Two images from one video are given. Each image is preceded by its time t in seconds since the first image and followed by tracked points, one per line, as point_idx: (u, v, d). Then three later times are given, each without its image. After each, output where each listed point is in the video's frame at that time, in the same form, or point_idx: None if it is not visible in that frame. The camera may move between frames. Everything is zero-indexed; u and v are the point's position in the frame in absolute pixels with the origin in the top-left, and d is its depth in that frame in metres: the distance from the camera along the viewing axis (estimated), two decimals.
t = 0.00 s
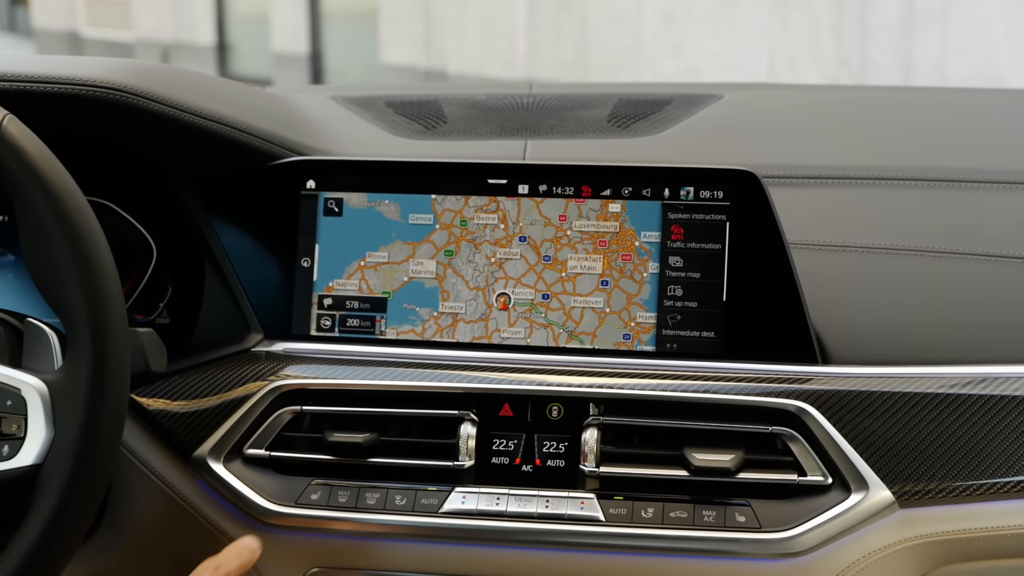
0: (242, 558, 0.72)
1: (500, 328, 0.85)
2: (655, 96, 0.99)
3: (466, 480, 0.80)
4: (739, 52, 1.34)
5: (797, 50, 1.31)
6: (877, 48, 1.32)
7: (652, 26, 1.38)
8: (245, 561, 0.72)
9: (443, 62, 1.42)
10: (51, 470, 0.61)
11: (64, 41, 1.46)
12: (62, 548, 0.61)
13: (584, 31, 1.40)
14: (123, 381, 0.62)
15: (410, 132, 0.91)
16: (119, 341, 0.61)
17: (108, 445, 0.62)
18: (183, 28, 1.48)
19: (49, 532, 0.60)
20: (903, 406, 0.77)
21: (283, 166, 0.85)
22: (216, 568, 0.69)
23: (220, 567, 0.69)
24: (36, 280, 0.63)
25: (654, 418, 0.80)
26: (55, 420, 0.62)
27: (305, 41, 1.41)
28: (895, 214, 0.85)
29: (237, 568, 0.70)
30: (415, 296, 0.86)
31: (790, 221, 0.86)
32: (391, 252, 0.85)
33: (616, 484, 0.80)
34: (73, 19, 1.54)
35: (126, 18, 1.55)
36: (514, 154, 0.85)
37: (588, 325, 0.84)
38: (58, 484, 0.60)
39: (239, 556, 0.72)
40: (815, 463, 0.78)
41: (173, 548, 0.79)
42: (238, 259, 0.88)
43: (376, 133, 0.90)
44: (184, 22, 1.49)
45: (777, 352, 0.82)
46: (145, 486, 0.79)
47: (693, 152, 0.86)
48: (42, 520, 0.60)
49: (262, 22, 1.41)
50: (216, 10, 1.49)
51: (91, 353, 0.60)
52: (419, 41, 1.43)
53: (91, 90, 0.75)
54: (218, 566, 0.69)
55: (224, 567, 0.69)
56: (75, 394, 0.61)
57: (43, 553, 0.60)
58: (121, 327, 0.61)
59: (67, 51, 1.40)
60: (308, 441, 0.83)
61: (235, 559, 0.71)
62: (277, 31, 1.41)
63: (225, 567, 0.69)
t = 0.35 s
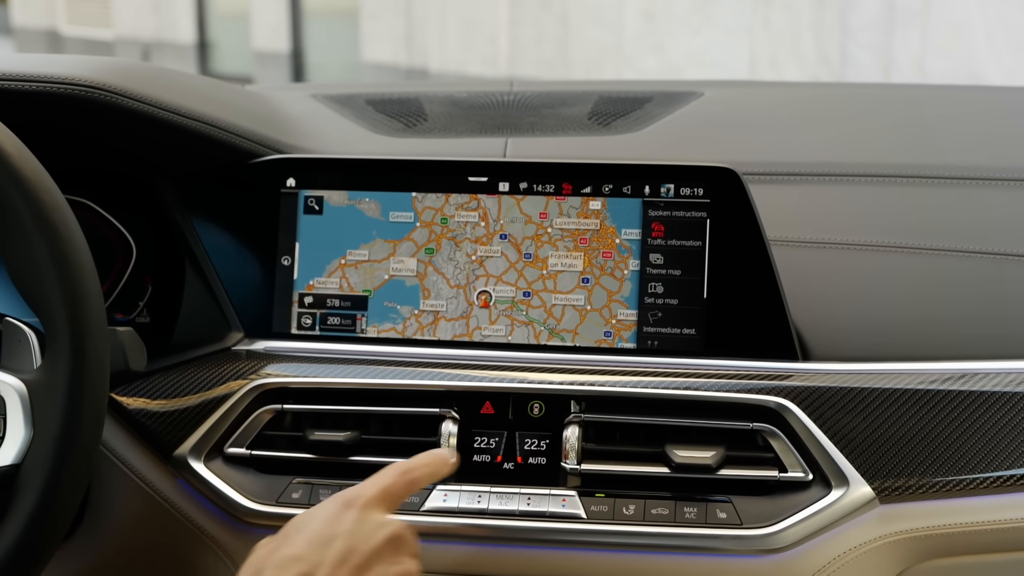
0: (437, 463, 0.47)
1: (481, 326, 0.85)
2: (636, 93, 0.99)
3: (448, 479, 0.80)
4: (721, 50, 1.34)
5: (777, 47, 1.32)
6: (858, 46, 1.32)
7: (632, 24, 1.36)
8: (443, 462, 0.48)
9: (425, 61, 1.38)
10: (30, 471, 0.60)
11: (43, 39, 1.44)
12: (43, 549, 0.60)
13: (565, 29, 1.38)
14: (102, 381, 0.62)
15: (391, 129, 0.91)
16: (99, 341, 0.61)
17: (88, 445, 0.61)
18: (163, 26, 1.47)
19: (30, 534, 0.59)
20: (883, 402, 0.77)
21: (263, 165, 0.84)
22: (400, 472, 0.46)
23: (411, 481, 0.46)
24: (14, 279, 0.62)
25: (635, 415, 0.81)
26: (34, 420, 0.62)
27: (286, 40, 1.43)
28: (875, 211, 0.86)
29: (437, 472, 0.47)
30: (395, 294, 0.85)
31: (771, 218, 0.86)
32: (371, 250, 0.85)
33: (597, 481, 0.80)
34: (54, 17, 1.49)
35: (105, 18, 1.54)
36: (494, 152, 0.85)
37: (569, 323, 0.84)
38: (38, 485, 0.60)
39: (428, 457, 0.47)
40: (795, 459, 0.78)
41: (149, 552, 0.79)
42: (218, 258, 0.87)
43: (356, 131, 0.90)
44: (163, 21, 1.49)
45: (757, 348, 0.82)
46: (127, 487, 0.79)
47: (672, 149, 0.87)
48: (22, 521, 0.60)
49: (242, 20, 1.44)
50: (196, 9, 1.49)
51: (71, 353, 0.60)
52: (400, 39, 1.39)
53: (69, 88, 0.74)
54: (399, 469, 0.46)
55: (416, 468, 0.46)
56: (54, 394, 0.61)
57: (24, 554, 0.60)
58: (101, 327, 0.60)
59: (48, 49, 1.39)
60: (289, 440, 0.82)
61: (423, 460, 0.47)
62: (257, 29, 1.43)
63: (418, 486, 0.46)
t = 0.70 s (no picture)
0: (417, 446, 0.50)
1: (470, 322, 0.85)
2: (625, 89, 1.00)
3: (438, 474, 0.81)
4: (710, 46, 1.34)
5: (767, 42, 1.32)
6: (846, 41, 1.32)
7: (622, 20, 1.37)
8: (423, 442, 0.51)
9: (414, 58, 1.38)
10: (18, 470, 0.60)
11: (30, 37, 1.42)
12: (32, 548, 0.60)
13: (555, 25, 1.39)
14: (91, 378, 0.62)
15: (379, 125, 0.91)
16: (87, 338, 0.61)
17: (76, 442, 0.61)
18: (152, 21, 1.39)
19: (18, 533, 0.59)
20: (872, 397, 0.77)
21: (250, 161, 0.84)
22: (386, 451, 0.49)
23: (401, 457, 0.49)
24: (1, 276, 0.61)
25: (624, 411, 0.81)
26: (22, 418, 0.61)
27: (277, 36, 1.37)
28: (864, 206, 0.86)
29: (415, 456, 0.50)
30: (385, 290, 0.85)
31: (760, 214, 0.86)
32: (360, 246, 0.85)
33: (587, 476, 0.80)
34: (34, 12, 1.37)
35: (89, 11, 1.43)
36: (483, 147, 0.85)
37: (558, 318, 0.84)
38: (26, 484, 0.59)
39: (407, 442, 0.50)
40: (784, 454, 0.78)
41: (137, 549, 0.79)
42: (208, 255, 0.88)
43: (345, 127, 0.90)
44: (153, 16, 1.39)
45: (746, 343, 0.82)
46: (117, 484, 0.79)
47: (660, 145, 0.87)
48: (10, 520, 0.59)
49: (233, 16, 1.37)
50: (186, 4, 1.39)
51: (58, 350, 0.60)
52: (390, 35, 1.39)
53: (56, 84, 0.74)
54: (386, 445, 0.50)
55: (403, 450, 0.49)
56: (43, 390, 0.60)
57: (12, 553, 0.59)
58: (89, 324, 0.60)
59: (33, 45, 1.34)
60: (277, 437, 0.82)
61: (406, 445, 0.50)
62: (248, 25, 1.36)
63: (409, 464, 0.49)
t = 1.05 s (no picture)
0: (428, 496, 0.71)
1: (466, 321, 0.85)
2: (620, 88, 1.00)
3: (434, 473, 0.80)
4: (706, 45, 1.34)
5: (763, 42, 1.31)
6: (843, 40, 1.30)
7: (618, 19, 1.38)
8: (432, 493, 0.72)
9: (410, 57, 1.36)
10: (13, 470, 0.60)
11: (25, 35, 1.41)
12: (28, 548, 0.60)
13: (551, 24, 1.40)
14: (86, 377, 0.62)
15: (375, 125, 0.91)
16: (81, 338, 0.61)
17: (72, 440, 0.61)
18: (148, 20, 1.37)
19: (13, 532, 0.59)
20: (867, 396, 0.77)
21: (245, 160, 0.84)
22: (402, 500, 0.70)
23: (414, 508, 0.70)
24: None
25: (620, 409, 0.80)
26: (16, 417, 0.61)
27: (271, 36, 1.37)
28: (859, 205, 0.86)
29: (424, 505, 0.71)
30: (380, 289, 0.85)
31: (756, 213, 0.86)
32: (356, 245, 0.85)
33: (584, 476, 0.79)
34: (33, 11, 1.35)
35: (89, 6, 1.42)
36: (478, 146, 0.85)
37: (554, 317, 0.84)
38: (21, 483, 0.59)
39: (420, 492, 0.71)
40: (780, 453, 0.78)
41: (134, 548, 0.79)
42: (204, 255, 0.88)
43: (340, 126, 0.90)
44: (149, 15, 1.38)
45: (741, 342, 0.82)
46: (112, 484, 0.79)
47: (656, 144, 0.87)
48: (5, 520, 0.59)
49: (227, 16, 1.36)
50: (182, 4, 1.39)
51: (53, 350, 0.60)
52: (386, 34, 1.37)
53: (52, 83, 0.74)
54: (402, 495, 0.71)
55: (415, 499, 0.70)
56: (38, 390, 0.60)
57: (7, 554, 0.59)
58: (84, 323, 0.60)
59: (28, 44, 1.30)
60: (273, 436, 0.82)
61: (419, 495, 0.71)
62: (243, 25, 1.36)
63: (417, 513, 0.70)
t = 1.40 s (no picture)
0: (413, 499, 0.73)
1: (463, 319, 0.85)
2: (617, 86, 1.00)
3: (430, 472, 0.80)
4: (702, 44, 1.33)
5: (759, 40, 1.31)
6: (838, 38, 1.31)
7: (614, 17, 1.38)
8: (417, 496, 0.74)
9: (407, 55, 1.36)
10: (9, 467, 0.59)
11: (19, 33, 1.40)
12: (25, 546, 0.60)
13: (547, 22, 1.39)
14: (82, 375, 0.62)
15: (371, 123, 0.91)
16: (78, 335, 0.61)
17: (68, 437, 0.61)
18: (144, 19, 1.37)
19: (11, 530, 0.59)
20: (862, 394, 0.78)
21: (241, 158, 0.84)
22: (391, 504, 0.71)
23: (402, 513, 0.72)
24: None
25: (616, 408, 0.80)
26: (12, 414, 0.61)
27: (267, 34, 1.37)
28: (854, 203, 0.86)
29: (411, 508, 0.73)
30: (377, 287, 0.85)
31: (752, 211, 0.87)
32: (352, 244, 0.85)
33: (580, 474, 0.80)
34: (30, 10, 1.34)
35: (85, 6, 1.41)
36: (475, 145, 0.85)
37: (551, 315, 0.84)
38: (18, 480, 0.59)
39: (406, 495, 0.73)
40: (776, 451, 0.78)
41: (130, 547, 0.79)
42: (200, 253, 0.88)
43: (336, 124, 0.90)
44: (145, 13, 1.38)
45: (738, 340, 0.82)
46: (108, 481, 0.79)
47: (652, 142, 0.87)
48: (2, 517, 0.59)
49: (223, 14, 1.36)
50: (178, 4, 1.39)
51: (49, 347, 0.60)
52: (382, 31, 1.39)
53: (48, 81, 0.74)
54: (389, 499, 0.72)
55: (402, 503, 0.72)
56: (34, 387, 0.60)
57: (4, 552, 0.59)
58: (80, 320, 0.60)
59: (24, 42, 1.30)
60: (269, 434, 0.82)
61: (405, 498, 0.73)
62: (239, 23, 1.36)
63: (405, 516, 0.71)
